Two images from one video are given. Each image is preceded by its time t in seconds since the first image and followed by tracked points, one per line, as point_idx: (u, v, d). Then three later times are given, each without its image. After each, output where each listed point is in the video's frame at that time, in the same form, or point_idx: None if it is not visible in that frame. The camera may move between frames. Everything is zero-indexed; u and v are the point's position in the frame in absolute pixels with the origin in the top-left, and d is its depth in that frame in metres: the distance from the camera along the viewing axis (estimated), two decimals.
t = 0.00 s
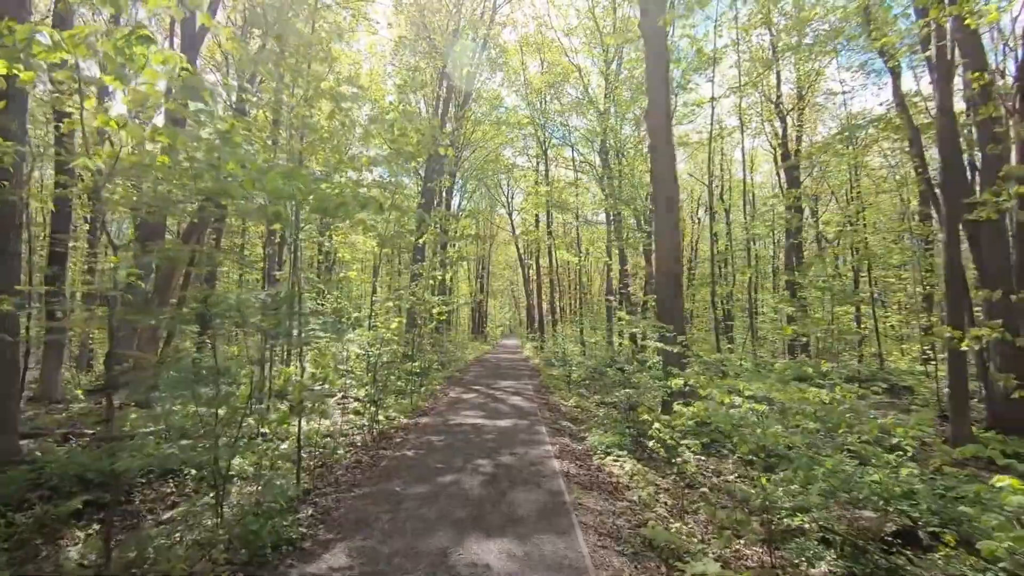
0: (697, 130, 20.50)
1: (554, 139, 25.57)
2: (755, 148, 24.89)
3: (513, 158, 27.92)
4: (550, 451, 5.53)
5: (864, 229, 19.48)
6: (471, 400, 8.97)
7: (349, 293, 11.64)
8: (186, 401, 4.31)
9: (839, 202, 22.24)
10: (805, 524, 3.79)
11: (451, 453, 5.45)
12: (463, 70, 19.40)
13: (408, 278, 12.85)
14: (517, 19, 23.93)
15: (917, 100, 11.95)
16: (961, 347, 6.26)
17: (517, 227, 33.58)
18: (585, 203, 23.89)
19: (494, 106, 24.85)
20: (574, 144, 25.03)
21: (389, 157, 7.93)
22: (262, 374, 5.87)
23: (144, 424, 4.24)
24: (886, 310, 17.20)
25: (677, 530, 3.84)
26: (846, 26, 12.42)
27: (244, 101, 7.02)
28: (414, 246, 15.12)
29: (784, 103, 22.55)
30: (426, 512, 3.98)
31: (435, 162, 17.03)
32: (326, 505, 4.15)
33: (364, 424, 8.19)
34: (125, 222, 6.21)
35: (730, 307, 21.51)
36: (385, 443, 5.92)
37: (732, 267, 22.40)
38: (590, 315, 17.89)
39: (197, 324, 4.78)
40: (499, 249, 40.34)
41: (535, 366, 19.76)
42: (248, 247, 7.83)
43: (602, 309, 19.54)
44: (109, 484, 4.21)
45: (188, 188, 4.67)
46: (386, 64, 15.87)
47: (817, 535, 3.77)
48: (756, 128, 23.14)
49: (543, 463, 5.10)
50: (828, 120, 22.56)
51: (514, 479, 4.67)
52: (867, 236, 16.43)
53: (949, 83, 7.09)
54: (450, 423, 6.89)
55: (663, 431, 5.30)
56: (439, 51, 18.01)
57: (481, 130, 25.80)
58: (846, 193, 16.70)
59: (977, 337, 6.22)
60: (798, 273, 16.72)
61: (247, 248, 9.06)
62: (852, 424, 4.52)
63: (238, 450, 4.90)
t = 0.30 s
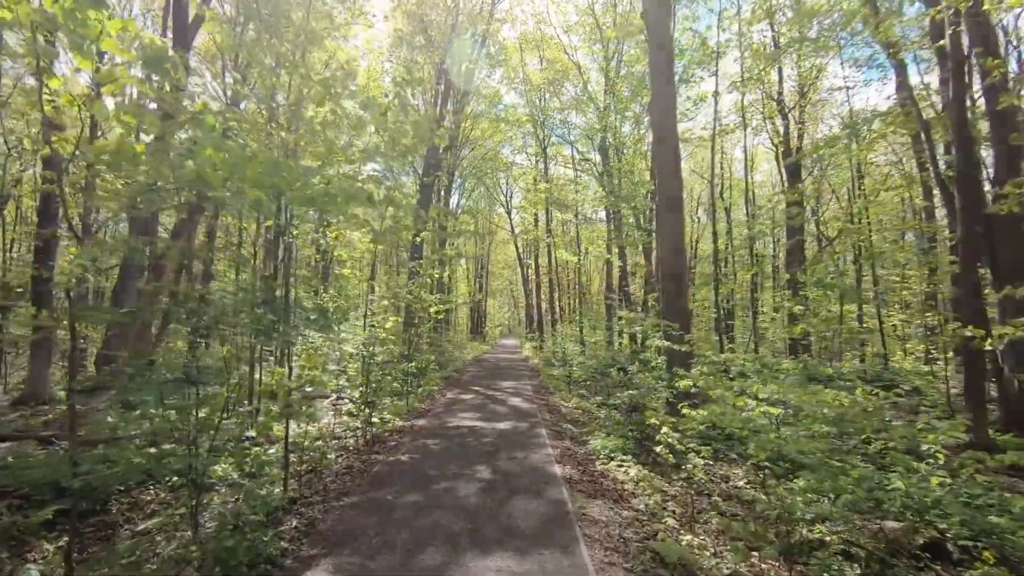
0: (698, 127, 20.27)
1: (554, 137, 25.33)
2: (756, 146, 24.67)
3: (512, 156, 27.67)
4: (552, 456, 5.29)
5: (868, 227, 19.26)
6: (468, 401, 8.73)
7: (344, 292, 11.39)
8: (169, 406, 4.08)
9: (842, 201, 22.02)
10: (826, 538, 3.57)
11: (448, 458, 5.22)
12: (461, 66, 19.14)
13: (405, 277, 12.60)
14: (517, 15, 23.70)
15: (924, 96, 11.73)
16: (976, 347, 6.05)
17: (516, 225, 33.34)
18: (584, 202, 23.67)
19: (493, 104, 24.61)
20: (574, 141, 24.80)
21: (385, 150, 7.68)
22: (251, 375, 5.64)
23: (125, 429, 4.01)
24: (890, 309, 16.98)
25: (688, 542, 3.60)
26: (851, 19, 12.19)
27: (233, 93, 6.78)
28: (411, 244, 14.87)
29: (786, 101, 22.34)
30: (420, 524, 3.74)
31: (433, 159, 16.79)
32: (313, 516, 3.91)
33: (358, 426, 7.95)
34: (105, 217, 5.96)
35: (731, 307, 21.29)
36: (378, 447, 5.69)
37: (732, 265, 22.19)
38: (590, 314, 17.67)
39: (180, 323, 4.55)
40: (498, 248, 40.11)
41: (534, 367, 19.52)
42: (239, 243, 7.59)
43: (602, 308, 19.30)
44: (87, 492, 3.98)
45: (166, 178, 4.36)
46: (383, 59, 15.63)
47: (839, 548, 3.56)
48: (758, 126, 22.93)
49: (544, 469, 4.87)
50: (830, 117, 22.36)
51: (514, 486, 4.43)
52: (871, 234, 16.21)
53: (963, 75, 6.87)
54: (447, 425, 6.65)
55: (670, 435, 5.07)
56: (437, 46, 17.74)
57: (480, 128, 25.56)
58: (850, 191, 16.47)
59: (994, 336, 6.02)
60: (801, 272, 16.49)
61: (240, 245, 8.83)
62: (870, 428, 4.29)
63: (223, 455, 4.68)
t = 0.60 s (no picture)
0: (698, 125, 20.06)
1: (553, 135, 25.09)
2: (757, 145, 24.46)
3: (511, 154, 27.42)
4: (551, 462, 5.05)
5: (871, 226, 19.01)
6: (465, 403, 8.50)
7: (339, 291, 11.15)
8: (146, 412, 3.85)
9: (844, 199, 21.77)
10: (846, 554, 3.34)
11: (443, 464, 4.98)
12: (459, 63, 18.93)
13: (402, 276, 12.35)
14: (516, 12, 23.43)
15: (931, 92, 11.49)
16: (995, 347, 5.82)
17: (515, 225, 33.10)
18: (584, 200, 23.42)
19: (491, 101, 24.37)
20: (573, 140, 24.58)
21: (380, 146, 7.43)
22: (237, 378, 5.40)
23: (100, 438, 3.78)
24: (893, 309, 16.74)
25: (699, 560, 3.36)
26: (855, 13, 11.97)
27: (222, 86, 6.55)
28: (408, 243, 14.62)
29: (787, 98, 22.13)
30: (410, 540, 3.49)
31: (431, 157, 16.53)
32: (295, 531, 3.67)
33: (352, 429, 7.71)
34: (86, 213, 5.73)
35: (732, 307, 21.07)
36: (369, 453, 5.44)
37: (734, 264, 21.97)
38: (590, 314, 17.43)
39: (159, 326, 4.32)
40: (496, 248, 39.91)
41: (533, 367, 19.28)
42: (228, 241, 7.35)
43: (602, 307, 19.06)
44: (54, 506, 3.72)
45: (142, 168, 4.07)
46: (380, 55, 15.40)
47: (861, 565, 3.32)
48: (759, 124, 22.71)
49: (544, 477, 4.63)
50: (832, 115, 22.14)
51: (512, 496, 4.19)
52: (874, 233, 16.00)
53: (980, 67, 6.67)
54: (443, 429, 6.41)
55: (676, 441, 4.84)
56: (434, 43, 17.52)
57: (478, 126, 25.30)
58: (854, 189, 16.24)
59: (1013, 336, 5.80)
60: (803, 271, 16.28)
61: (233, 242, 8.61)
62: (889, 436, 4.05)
63: (205, 463, 4.44)
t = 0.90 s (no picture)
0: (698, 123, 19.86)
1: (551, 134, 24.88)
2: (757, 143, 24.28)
3: (509, 153, 27.20)
4: (552, 469, 4.82)
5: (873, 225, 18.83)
6: (462, 404, 8.29)
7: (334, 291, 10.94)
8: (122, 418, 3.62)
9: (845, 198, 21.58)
10: (868, 571, 3.13)
11: (439, 471, 4.75)
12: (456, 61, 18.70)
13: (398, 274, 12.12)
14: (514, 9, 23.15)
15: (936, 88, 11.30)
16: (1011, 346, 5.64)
17: (513, 224, 32.90)
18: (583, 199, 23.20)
19: (489, 100, 24.15)
20: (572, 138, 24.37)
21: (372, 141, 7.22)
22: (223, 381, 5.19)
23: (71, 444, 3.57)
24: (895, 308, 16.57)
25: None
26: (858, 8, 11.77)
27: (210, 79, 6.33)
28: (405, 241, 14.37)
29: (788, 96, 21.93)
30: (401, 556, 3.25)
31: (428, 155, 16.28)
32: (278, 546, 3.44)
33: (346, 432, 7.50)
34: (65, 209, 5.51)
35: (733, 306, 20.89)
36: (361, 459, 5.21)
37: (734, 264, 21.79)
38: (589, 314, 17.24)
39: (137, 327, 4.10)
40: (495, 248, 39.70)
41: (532, 367, 19.08)
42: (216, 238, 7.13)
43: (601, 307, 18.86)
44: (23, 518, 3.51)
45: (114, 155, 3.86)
46: (375, 51, 15.17)
47: None
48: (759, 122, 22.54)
49: (545, 486, 4.40)
50: (833, 113, 21.96)
51: (511, 507, 3.96)
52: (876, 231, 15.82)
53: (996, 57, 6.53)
54: (438, 432, 6.18)
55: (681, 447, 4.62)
56: (431, 40, 17.29)
57: (476, 125, 25.05)
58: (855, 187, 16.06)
59: None
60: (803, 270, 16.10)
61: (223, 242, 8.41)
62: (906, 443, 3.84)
63: (186, 471, 4.22)
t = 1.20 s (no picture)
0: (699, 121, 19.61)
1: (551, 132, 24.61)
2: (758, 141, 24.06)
3: (508, 151, 26.94)
4: (556, 477, 4.58)
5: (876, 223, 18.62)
6: (460, 406, 8.05)
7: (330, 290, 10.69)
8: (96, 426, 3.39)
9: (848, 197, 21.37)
10: None
11: (436, 479, 4.50)
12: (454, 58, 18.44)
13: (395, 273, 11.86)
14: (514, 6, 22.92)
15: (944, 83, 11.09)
16: None
17: (512, 223, 32.66)
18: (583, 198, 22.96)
19: (488, 98, 23.88)
20: (571, 136, 24.11)
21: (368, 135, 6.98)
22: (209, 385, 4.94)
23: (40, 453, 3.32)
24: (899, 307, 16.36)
25: None
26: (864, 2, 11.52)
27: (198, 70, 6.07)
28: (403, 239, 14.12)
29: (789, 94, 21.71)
30: None
31: (427, 153, 16.04)
32: (259, 566, 3.18)
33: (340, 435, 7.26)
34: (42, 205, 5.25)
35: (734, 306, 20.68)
36: (353, 465, 4.97)
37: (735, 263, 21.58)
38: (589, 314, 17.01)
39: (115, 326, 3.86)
40: (494, 247, 39.46)
41: (531, 368, 18.85)
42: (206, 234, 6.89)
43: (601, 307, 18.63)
44: None
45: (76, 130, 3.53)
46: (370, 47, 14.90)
47: None
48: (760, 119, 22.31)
49: (549, 496, 4.15)
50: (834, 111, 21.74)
51: (512, 521, 3.71)
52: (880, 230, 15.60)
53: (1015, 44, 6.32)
54: (436, 436, 5.93)
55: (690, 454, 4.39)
56: (428, 36, 17.02)
57: (475, 123, 24.80)
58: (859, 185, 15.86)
59: None
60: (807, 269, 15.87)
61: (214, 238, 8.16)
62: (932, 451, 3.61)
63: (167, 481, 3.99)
